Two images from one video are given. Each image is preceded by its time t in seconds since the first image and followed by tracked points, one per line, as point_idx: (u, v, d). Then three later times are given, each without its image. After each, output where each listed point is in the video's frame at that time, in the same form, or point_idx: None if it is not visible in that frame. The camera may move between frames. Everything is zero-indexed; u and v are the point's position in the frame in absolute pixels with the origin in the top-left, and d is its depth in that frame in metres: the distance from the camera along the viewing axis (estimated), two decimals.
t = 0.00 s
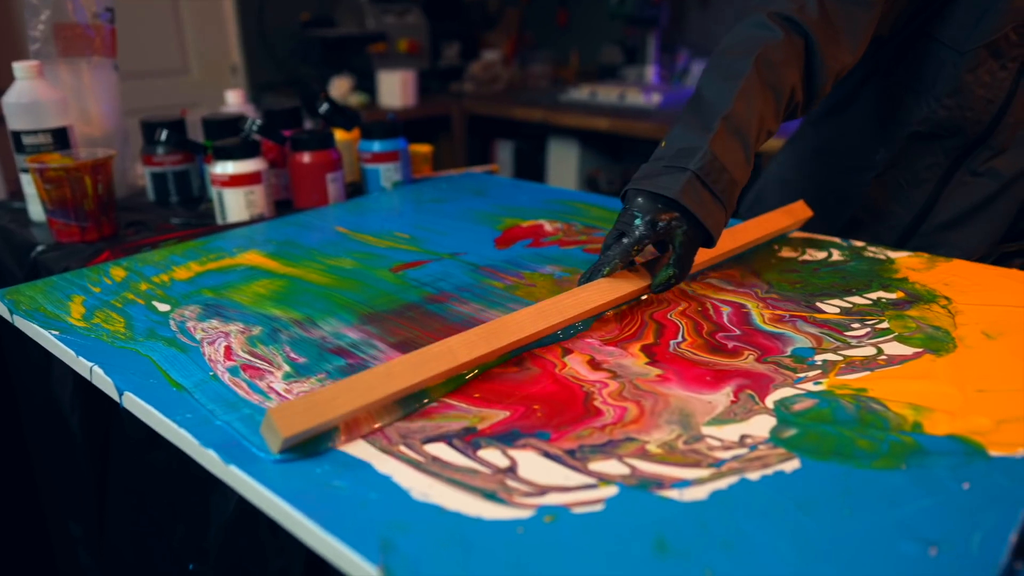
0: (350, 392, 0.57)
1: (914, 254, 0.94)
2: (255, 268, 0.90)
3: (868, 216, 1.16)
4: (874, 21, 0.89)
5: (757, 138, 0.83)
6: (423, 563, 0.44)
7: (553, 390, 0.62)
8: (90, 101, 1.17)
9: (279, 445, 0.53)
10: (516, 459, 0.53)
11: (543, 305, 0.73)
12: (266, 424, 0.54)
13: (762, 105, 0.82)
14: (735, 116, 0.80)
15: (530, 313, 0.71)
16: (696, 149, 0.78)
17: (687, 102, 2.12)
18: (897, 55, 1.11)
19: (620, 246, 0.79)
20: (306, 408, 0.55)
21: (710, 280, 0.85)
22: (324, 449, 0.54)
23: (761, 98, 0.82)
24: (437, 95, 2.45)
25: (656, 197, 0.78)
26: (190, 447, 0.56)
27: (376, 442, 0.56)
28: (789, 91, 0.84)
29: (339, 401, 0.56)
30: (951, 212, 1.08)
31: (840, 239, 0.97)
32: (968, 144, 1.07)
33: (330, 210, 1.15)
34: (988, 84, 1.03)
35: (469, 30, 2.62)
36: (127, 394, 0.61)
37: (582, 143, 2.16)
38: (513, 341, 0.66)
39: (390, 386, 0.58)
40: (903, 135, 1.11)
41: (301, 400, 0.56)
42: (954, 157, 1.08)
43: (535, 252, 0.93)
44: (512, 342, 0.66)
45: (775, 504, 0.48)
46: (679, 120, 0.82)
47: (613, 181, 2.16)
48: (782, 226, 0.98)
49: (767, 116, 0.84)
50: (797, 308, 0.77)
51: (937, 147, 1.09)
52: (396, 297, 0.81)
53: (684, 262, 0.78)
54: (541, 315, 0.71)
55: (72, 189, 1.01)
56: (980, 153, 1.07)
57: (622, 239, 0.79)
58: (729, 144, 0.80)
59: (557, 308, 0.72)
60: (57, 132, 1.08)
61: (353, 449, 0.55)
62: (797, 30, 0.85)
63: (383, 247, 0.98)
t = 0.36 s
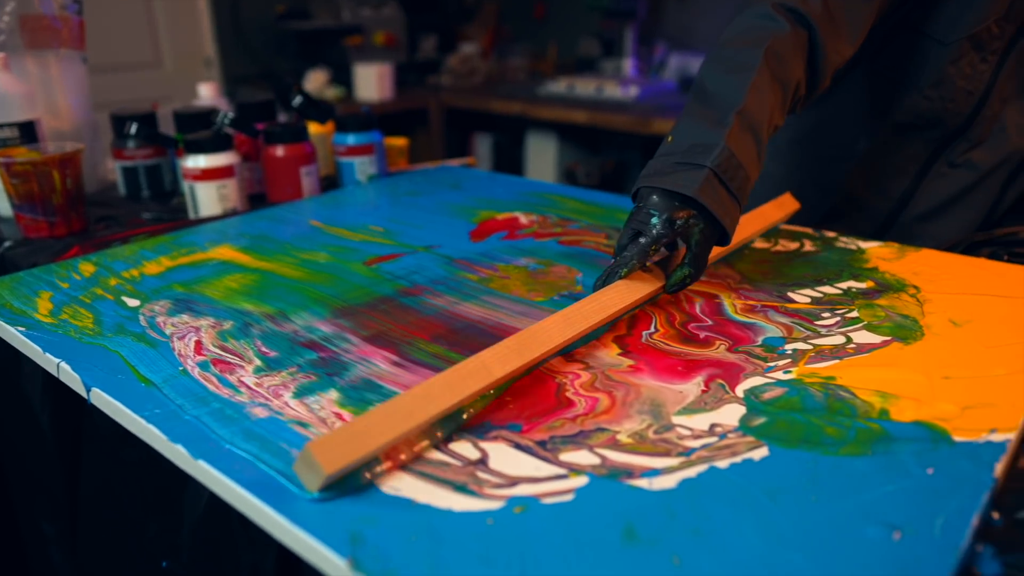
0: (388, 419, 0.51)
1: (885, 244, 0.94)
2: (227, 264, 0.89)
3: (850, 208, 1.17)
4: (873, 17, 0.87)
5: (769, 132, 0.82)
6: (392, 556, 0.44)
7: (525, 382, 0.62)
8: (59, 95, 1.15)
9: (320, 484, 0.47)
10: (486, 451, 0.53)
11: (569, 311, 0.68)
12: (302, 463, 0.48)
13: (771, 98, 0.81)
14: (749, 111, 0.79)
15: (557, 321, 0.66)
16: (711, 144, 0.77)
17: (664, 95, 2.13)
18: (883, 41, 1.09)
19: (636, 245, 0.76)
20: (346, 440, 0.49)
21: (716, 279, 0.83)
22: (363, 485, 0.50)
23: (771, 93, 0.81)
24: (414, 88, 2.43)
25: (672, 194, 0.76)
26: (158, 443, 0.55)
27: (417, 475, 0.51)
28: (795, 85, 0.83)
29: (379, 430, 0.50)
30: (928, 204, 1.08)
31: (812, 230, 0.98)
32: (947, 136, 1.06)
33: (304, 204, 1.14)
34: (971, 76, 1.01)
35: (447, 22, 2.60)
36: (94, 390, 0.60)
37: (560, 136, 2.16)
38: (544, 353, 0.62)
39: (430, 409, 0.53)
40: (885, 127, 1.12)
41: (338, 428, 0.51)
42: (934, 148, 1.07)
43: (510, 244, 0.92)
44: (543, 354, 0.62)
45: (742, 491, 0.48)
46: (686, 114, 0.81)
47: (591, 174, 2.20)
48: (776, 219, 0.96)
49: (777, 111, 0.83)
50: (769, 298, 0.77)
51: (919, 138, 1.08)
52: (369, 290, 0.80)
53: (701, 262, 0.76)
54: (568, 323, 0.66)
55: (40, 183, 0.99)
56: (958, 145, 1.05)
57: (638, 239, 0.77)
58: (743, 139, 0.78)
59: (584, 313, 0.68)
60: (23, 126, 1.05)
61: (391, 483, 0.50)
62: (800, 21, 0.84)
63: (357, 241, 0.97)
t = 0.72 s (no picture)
0: (372, 420, 0.51)
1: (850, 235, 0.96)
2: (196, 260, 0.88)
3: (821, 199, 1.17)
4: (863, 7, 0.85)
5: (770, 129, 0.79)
6: (359, 548, 0.44)
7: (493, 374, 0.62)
8: (23, 90, 1.14)
9: (297, 485, 0.47)
10: (454, 443, 0.53)
11: (569, 314, 0.66)
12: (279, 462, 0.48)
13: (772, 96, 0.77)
14: (754, 108, 0.75)
15: (557, 323, 0.64)
16: (718, 142, 0.73)
17: (637, 89, 2.14)
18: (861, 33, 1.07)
19: (643, 247, 0.73)
20: (324, 441, 0.48)
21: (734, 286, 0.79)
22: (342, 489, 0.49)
23: (773, 92, 0.78)
24: (388, 83, 2.42)
25: (677, 194, 0.73)
26: (124, 439, 0.55)
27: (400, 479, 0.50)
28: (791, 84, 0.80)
29: (359, 431, 0.49)
30: (898, 196, 1.08)
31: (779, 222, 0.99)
32: (917, 129, 1.07)
33: (275, 200, 1.13)
34: (940, 70, 1.02)
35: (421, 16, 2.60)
36: (59, 387, 0.60)
37: (534, 131, 2.16)
38: (540, 356, 0.60)
39: (416, 412, 0.52)
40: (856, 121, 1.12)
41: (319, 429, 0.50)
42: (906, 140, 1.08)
43: (481, 239, 0.93)
44: (539, 357, 0.60)
45: (705, 478, 0.49)
46: (683, 112, 0.77)
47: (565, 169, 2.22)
48: (797, 223, 0.92)
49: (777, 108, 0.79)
50: (736, 290, 0.78)
51: (889, 131, 1.09)
52: (339, 286, 0.80)
53: (712, 262, 0.73)
54: (569, 326, 0.64)
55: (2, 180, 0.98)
56: (926, 138, 1.06)
57: (643, 241, 0.73)
58: (750, 136, 0.75)
59: (586, 315, 0.66)
60: None
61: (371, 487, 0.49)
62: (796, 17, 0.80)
63: (328, 236, 0.97)
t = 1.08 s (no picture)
0: (409, 435, 0.47)
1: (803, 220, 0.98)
2: (152, 249, 0.87)
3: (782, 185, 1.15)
4: None
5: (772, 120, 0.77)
6: (311, 525, 0.44)
7: (450, 356, 0.62)
8: None
9: (340, 513, 0.43)
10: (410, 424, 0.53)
11: (591, 314, 0.63)
12: (315, 488, 0.43)
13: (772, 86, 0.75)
14: (762, 97, 0.73)
15: (581, 325, 0.62)
16: (729, 132, 0.72)
17: (600, 81, 2.15)
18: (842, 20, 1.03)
19: (658, 241, 0.71)
20: (365, 462, 0.44)
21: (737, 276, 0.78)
22: (384, 516, 0.45)
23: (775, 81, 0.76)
24: (351, 74, 2.39)
25: (690, 185, 0.72)
26: (74, 425, 0.55)
27: (444, 500, 0.46)
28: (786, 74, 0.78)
29: (400, 449, 0.45)
30: (858, 181, 1.10)
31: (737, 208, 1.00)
32: (876, 118, 1.08)
33: (233, 188, 1.12)
34: (902, 59, 1.02)
35: (383, 7, 2.57)
36: (6, 375, 0.59)
37: (497, 122, 2.16)
38: (568, 361, 0.57)
39: (454, 424, 0.48)
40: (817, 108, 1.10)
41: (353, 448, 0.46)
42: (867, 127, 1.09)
43: (440, 226, 0.92)
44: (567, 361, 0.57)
45: (655, 452, 0.50)
46: (685, 103, 0.75)
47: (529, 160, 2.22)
48: (791, 211, 0.92)
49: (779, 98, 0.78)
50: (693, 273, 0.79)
51: (849, 118, 1.09)
52: (296, 273, 0.80)
53: (726, 253, 0.72)
54: (592, 328, 0.61)
55: None
56: (885, 127, 1.08)
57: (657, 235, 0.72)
58: (758, 127, 0.73)
59: (605, 315, 0.64)
60: None
61: (417, 512, 0.45)
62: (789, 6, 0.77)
63: (286, 224, 0.96)
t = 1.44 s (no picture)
0: (435, 443, 0.44)
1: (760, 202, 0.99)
2: (109, 240, 0.86)
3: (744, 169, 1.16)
4: None
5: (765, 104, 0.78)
6: (266, 507, 0.44)
7: (408, 339, 0.63)
8: None
9: (369, 535, 0.40)
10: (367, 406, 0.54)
11: (601, 308, 0.62)
12: (343, 513, 0.40)
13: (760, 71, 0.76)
14: (757, 83, 0.75)
15: (590, 319, 0.60)
16: (730, 119, 0.72)
17: (565, 68, 2.15)
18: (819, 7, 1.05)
19: (659, 231, 0.71)
20: (394, 477, 0.41)
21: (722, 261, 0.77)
22: (412, 535, 0.42)
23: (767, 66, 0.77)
24: (315, 64, 2.36)
25: (691, 173, 0.72)
26: (28, 416, 0.54)
27: (476, 516, 0.44)
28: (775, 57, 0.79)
29: (426, 460, 0.43)
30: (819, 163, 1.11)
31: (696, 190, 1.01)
32: (837, 100, 1.10)
33: (193, 178, 1.11)
34: (862, 43, 1.05)
35: None
36: None
37: (464, 111, 2.15)
38: (583, 358, 0.56)
39: (479, 430, 0.46)
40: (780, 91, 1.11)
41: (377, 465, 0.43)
42: (827, 109, 1.11)
43: (402, 213, 0.93)
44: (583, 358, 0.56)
45: (610, 430, 0.51)
46: (678, 88, 0.77)
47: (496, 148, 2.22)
48: (777, 197, 0.91)
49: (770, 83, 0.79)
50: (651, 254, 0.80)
51: (810, 101, 1.11)
52: (256, 261, 0.79)
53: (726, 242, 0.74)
54: (603, 323, 0.60)
55: None
56: (846, 109, 1.10)
57: (658, 224, 0.72)
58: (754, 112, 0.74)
59: (613, 310, 0.63)
60: None
61: (447, 529, 0.43)
62: None
63: (247, 214, 0.95)
